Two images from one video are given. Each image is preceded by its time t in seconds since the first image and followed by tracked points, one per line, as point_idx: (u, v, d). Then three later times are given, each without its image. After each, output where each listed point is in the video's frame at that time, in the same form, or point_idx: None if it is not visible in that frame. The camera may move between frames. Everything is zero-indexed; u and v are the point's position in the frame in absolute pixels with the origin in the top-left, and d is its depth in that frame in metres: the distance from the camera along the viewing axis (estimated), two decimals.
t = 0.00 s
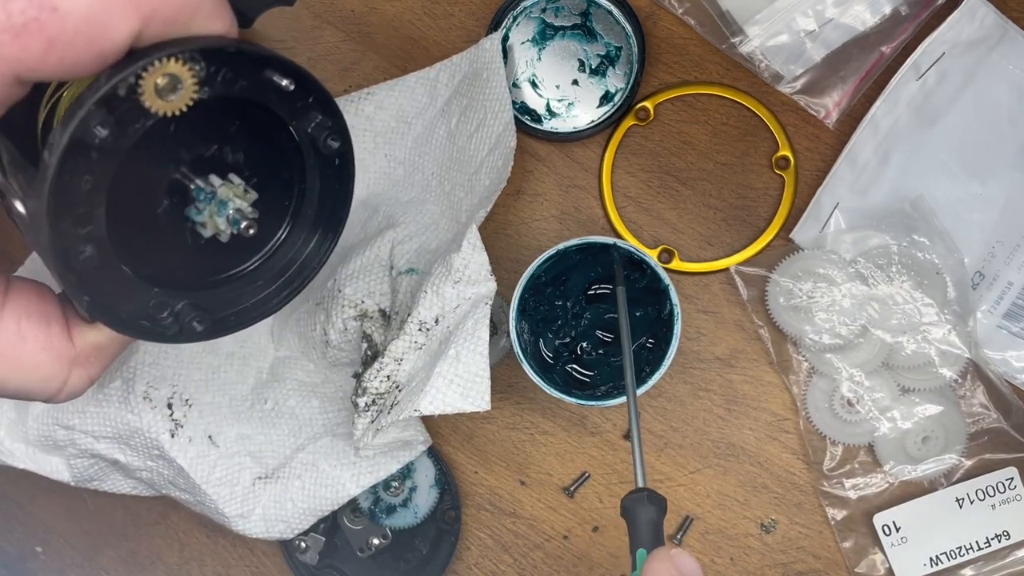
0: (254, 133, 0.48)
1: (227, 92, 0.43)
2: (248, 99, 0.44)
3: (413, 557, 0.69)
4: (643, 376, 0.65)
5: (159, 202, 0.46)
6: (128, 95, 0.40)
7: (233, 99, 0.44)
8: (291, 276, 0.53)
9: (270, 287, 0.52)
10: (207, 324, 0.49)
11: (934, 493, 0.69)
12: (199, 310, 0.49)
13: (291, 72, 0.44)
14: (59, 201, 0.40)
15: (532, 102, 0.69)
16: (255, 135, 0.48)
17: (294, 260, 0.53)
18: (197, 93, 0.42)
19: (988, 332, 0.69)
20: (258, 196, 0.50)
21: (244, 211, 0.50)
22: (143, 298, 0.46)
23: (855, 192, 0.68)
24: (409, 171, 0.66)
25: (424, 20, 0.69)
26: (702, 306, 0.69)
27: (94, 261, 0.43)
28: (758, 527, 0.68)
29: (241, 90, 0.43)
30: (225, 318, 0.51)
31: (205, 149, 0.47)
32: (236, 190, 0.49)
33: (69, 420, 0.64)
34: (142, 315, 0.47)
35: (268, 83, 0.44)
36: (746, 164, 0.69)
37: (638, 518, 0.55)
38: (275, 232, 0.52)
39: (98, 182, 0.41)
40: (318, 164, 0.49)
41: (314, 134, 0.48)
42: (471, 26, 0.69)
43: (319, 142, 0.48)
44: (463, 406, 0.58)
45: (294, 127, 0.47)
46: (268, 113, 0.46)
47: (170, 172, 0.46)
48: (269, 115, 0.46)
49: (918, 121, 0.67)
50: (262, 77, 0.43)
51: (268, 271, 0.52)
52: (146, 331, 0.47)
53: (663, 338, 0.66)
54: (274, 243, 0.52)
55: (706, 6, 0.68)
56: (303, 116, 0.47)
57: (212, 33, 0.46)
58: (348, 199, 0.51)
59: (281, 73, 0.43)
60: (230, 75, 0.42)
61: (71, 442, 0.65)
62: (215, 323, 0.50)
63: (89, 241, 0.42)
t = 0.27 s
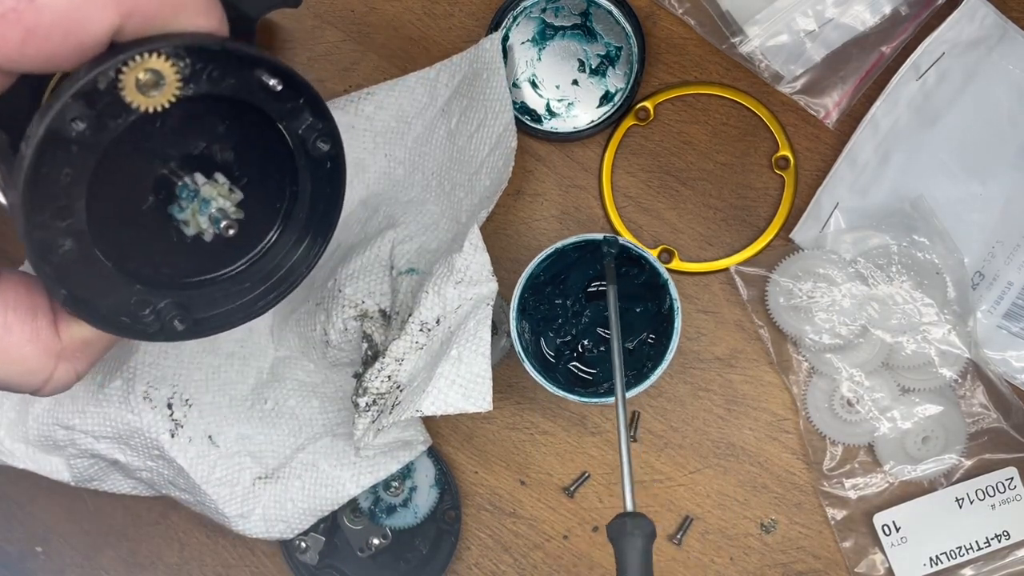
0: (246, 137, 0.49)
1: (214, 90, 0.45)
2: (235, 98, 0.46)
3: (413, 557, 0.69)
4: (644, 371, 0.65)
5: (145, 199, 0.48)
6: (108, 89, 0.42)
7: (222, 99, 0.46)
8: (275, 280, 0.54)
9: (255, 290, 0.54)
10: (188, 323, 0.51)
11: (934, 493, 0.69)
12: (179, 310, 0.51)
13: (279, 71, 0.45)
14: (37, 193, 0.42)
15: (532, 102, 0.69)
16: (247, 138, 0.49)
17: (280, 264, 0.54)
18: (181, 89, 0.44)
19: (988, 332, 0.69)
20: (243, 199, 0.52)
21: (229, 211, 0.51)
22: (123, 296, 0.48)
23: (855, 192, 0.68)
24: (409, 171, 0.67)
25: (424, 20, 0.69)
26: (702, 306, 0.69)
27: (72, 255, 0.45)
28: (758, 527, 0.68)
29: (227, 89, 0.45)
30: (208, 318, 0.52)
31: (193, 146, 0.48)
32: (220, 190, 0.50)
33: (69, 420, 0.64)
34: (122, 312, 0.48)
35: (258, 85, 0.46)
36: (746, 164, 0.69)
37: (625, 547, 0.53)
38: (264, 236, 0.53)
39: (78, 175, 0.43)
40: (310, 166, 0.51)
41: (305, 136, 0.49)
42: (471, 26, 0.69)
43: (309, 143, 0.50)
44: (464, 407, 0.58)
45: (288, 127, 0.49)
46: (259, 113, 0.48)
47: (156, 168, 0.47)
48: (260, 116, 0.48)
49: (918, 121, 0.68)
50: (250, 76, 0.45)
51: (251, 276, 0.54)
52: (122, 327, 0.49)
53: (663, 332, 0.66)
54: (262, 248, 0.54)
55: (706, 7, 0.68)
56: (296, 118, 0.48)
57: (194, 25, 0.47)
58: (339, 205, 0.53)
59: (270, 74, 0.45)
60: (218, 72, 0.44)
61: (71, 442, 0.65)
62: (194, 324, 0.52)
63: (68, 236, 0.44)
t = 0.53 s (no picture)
0: (188, 207, 0.46)
1: (148, 151, 0.42)
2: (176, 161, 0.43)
3: (413, 557, 0.69)
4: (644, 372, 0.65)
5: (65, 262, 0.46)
6: (20, 144, 0.40)
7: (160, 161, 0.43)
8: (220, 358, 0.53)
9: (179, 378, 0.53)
10: (106, 400, 0.51)
11: (934, 493, 0.69)
12: (99, 384, 0.51)
13: (225, 139, 0.43)
14: None
15: (532, 102, 0.69)
16: (197, 209, 0.47)
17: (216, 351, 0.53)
18: (103, 150, 0.41)
19: (988, 332, 0.69)
20: (178, 272, 0.49)
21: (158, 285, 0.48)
22: (43, 368, 0.49)
23: (855, 192, 0.69)
24: (409, 171, 0.66)
25: (424, 21, 0.69)
26: (702, 306, 0.69)
27: None
28: (759, 527, 0.68)
29: (167, 152, 0.43)
30: (126, 406, 0.52)
31: (132, 211, 0.45)
32: (149, 262, 0.47)
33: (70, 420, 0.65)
34: (37, 383, 0.49)
35: (199, 150, 0.43)
36: (745, 164, 0.69)
37: None
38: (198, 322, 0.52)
39: None
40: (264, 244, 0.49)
41: (258, 209, 0.47)
42: (471, 26, 0.69)
43: (260, 218, 0.48)
44: (466, 408, 0.59)
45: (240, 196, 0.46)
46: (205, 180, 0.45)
47: (92, 230, 0.45)
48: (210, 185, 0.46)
49: (918, 121, 0.68)
50: (193, 139, 0.42)
51: (177, 359, 0.52)
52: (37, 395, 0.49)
53: (664, 332, 0.66)
54: (189, 337, 0.52)
55: (707, 7, 0.68)
56: (250, 187, 0.46)
57: (130, 80, 0.45)
58: (287, 302, 0.52)
59: (216, 142, 0.43)
60: (151, 133, 0.42)
61: (73, 442, 0.65)
62: (111, 400, 0.51)
63: None
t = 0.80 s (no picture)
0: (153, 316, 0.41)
1: (124, 254, 0.36)
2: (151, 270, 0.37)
3: (415, 555, 0.67)
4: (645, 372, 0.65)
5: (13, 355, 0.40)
6: None
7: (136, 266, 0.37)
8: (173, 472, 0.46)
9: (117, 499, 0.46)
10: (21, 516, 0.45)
11: (934, 493, 0.69)
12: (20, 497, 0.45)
13: (209, 255, 0.36)
14: None
15: (532, 102, 0.69)
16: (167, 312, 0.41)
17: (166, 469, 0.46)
18: (77, 248, 0.35)
19: (988, 332, 0.69)
20: (130, 384, 0.43)
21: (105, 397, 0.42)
22: None
23: (855, 192, 0.68)
24: (401, 241, 0.66)
25: (424, 20, 0.69)
26: (702, 306, 0.69)
27: None
28: (759, 527, 0.68)
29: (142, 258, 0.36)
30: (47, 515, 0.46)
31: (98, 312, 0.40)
32: (99, 371, 0.42)
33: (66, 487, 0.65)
34: None
35: (182, 264, 0.36)
36: (745, 164, 0.69)
37: None
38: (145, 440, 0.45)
39: None
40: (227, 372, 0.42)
41: (226, 330, 0.40)
42: (471, 26, 0.69)
43: (227, 339, 0.41)
44: (465, 484, 0.59)
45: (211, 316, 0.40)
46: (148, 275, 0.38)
47: (43, 329, 0.40)
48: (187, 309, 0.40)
49: (918, 121, 0.68)
50: (175, 251, 0.36)
51: (118, 476, 0.45)
52: None
53: (664, 332, 0.66)
54: (128, 456, 0.45)
55: (706, 6, 0.68)
56: (222, 308, 0.39)
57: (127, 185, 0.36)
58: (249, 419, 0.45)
59: (196, 254, 0.36)
60: (133, 238, 0.35)
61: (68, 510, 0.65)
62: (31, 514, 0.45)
63: None
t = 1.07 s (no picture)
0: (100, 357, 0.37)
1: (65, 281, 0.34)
2: (96, 305, 0.35)
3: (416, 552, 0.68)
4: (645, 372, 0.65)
5: None
6: None
7: (82, 301, 0.35)
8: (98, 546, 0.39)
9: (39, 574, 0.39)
10: None
11: (934, 493, 0.69)
12: None
13: (160, 288, 0.35)
14: None
15: (532, 102, 0.69)
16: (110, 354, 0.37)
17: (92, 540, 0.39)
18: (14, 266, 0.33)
19: (988, 332, 0.69)
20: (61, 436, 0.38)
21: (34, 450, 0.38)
22: None
23: (855, 192, 0.69)
24: (397, 237, 0.67)
25: (424, 21, 0.69)
26: (702, 306, 0.69)
27: None
28: (759, 527, 0.68)
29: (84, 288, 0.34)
30: None
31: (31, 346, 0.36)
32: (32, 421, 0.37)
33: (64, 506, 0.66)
34: None
35: (125, 297, 0.35)
36: (745, 164, 0.69)
37: None
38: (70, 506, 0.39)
39: None
40: (171, 428, 0.38)
41: (171, 380, 0.37)
42: (471, 26, 0.69)
43: (170, 390, 0.38)
44: (474, 474, 0.59)
45: (156, 364, 0.37)
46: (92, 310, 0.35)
47: None
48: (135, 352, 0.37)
49: (918, 121, 0.68)
50: (124, 283, 0.35)
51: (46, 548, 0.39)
52: None
53: (664, 332, 0.66)
54: (56, 522, 0.39)
55: (706, 7, 0.68)
56: (170, 353, 0.37)
57: (79, 199, 0.36)
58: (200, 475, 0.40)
59: (145, 287, 0.35)
60: (77, 262, 0.34)
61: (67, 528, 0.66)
62: None
63: None
